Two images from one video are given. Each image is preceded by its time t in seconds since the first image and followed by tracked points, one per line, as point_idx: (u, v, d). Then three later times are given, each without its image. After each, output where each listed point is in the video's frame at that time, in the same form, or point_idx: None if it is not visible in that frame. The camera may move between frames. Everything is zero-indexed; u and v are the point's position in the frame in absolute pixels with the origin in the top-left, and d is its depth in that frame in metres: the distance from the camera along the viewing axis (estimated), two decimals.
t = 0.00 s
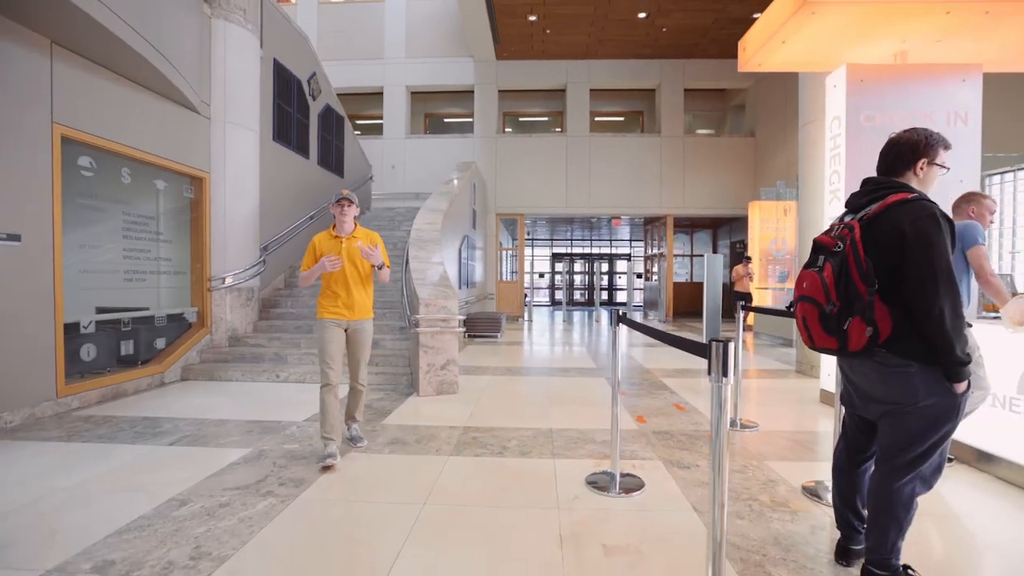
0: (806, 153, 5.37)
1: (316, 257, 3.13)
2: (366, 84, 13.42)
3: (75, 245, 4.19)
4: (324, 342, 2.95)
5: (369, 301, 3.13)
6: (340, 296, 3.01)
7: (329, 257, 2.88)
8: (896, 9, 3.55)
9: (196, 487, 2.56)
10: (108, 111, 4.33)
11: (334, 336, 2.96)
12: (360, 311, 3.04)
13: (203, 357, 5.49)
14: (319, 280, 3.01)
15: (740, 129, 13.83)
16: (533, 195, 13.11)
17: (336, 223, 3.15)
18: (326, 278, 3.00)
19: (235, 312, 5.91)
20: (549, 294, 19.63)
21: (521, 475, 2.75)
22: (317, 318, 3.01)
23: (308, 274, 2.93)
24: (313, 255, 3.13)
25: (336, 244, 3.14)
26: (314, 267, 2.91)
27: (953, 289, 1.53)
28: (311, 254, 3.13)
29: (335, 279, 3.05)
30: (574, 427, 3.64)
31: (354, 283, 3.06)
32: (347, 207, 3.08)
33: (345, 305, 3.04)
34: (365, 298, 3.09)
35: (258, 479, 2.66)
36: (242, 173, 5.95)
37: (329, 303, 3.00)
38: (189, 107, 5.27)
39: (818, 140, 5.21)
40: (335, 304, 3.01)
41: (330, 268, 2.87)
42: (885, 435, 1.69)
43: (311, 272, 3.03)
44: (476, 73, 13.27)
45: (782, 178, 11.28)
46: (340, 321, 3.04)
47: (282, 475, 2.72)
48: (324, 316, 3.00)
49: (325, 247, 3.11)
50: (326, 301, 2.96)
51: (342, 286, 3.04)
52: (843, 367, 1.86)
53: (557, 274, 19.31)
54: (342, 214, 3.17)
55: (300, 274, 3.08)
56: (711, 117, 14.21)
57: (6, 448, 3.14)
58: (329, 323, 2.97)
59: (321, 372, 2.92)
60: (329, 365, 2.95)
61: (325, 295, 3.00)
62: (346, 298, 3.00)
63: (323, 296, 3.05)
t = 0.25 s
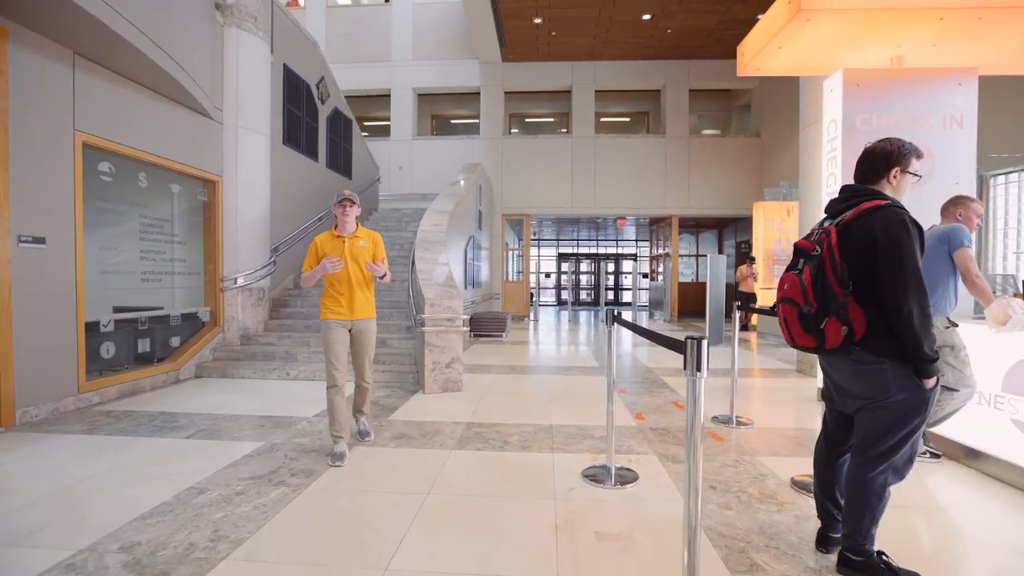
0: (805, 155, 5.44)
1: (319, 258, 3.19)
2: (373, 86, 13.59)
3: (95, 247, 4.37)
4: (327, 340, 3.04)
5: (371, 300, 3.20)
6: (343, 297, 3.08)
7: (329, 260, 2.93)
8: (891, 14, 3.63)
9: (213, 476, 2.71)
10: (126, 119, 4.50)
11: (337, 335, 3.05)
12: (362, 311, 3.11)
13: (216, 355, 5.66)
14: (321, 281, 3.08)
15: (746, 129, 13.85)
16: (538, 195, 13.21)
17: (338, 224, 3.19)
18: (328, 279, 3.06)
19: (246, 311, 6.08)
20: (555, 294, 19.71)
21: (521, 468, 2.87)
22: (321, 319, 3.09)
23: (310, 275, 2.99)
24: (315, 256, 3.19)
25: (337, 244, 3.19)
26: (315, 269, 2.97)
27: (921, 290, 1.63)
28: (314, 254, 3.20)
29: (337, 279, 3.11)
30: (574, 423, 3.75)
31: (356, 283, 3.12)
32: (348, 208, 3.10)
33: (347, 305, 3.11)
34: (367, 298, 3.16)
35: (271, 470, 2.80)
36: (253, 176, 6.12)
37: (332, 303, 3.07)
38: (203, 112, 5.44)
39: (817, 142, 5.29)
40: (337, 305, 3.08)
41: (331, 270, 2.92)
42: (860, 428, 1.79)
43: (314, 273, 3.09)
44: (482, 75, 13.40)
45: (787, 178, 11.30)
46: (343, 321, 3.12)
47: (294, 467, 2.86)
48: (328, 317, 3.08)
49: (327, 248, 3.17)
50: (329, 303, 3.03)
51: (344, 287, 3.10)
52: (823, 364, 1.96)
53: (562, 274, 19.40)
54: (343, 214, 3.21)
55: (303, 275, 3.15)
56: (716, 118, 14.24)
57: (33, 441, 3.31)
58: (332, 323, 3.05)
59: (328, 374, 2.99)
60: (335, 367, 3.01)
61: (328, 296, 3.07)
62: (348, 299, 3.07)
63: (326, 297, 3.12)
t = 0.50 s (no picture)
0: (804, 158, 5.51)
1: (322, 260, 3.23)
2: (380, 88, 13.76)
3: (114, 247, 4.55)
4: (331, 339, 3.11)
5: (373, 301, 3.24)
6: (345, 298, 3.12)
7: (336, 262, 2.97)
8: (886, 21, 3.72)
9: (229, 466, 2.85)
10: (144, 124, 4.66)
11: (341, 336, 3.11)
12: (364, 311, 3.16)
13: (228, 353, 5.83)
14: (324, 283, 3.10)
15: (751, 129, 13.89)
16: (543, 196, 13.33)
17: (340, 226, 3.20)
18: (330, 281, 3.09)
19: (257, 310, 6.24)
20: (560, 294, 19.81)
21: (522, 460, 2.99)
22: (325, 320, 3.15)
23: (314, 279, 2.99)
24: (318, 258, 3.21)
25: (339, 246, 3.22)
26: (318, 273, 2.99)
27: (893, 290, 1.74)
28: (316, 256, 3.20)
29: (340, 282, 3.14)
30: (574, 419, 3.88)
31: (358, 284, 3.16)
32: (350, 211, 3.11)
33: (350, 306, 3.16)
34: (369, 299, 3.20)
35: (284, 460, 2.95)
36: (264, 179, 6.29)
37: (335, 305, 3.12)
38: (215, 117, 5.61)
39: (816, 145, 5.36)
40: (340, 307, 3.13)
41: (336, 273, 2.92)
42: (838, 421, 1.90)
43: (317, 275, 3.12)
44: (488, 77, 13.54)
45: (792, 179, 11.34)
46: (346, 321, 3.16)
47: (305, 458, 3.00)
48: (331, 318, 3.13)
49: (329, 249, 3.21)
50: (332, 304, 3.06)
51: (346, 288, 3.14)
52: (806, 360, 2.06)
53: (568, 274, 19.49)
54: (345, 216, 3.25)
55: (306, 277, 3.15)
56: (721, 118, 14.30)
57: (57, 433, 3.48)
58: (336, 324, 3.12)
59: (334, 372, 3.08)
60: (339, 365, 3.11)
61: (331, 297, 3.10)
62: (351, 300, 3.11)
63: (328, 299, 3.15)
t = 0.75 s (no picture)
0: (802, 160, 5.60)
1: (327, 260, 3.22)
2: (386, 91, 13.91)
3: (128, 248, 4.70)
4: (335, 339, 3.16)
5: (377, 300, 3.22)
6: (349, 298, 3.11)
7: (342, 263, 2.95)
8: (880, 27, 3.81)
9: (241, 458, 2.99)
10: (158, 129, 4.82)
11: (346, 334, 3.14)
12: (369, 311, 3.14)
13: (238, 351, 5.98)
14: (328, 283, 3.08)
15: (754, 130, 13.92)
16: (547, 197, 13.44)
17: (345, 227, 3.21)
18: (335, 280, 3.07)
19: (266, 310, 6.39)
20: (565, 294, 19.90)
21: (522, 454, 3.11)
22: (330, 321, 3.16)
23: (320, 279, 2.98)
24: (324, 259, 3.21)
25: (344, 247, 3.22)
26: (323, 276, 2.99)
27: (868, 291, 1.84)
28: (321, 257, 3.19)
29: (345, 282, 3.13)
30: (573, 415, 3.98)
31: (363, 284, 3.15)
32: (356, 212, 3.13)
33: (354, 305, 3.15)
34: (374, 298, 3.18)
35: (293, 453, 3.08)
36: (272, 182, 6.44)
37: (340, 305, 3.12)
38: (225, 121, 5.75)
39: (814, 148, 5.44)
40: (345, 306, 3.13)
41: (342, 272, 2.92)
42: (819, 414, 2.00)
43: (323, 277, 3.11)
44: (492, 79, 13.65)
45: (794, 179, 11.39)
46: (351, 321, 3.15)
47: (314, 451, 3.13)
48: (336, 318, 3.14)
49: (334, 250, 3.21)
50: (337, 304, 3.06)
51: (350, 288, 3.14)
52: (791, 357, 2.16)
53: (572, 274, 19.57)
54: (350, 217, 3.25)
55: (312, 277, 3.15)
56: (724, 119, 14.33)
57: (77, 427, 3.63)
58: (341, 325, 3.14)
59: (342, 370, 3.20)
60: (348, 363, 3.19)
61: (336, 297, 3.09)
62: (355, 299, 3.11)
63: (333, 299, 3.13)
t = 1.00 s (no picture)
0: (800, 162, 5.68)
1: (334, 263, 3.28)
2: (390, 92, 14.05)
3: (141, 250, 4.85)
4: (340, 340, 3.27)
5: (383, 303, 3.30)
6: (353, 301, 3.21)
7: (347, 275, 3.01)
8: (873, 33, 3.91)
9: (252, 451, 3.11)
10: (169, 134, 4.96)
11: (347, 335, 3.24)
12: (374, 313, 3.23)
13: (246, 350, 6.12)
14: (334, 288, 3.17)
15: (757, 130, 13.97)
16: (550, 197, 13.54)
17: (352, 229, 3.24)
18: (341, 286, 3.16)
19: (273, 309, 6.53)
20: (568, 294, 19.99)
21: (521, 448, 3.23)
22: (336, 322, 3.26)
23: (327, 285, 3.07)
24: (330, 262, 3.26)
25: (351, 250, 3.27)
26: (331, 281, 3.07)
27: (845, 291, 1.95)
28: (328, 260, 3.25)
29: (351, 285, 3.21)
30: (573, 411, 4.09)
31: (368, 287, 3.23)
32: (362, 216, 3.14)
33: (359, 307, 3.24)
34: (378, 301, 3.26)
35: (302, 446, 3.21)
36: (279, 184, 6.57)
37: (345, 307, 3.21)
38: (235, 125, 5.90)
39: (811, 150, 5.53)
40: (349, 308, 3.22)
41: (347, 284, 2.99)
42: (802, 408, 2.10)
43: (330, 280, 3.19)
44: (496, 80, 13.77)
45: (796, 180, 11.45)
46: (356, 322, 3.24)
47: (322, 444, 3.26)
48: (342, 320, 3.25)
49: (341, 254, 3.26)
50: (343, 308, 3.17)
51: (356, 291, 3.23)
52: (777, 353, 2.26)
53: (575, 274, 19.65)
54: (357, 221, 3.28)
55: (318, 279, 3.24)
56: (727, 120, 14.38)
57: (93, 422, 3.77)
58: (345, 327, 3.23)
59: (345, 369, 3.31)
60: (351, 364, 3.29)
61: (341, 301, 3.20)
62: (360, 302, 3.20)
63: (339, 301, 3.24)
